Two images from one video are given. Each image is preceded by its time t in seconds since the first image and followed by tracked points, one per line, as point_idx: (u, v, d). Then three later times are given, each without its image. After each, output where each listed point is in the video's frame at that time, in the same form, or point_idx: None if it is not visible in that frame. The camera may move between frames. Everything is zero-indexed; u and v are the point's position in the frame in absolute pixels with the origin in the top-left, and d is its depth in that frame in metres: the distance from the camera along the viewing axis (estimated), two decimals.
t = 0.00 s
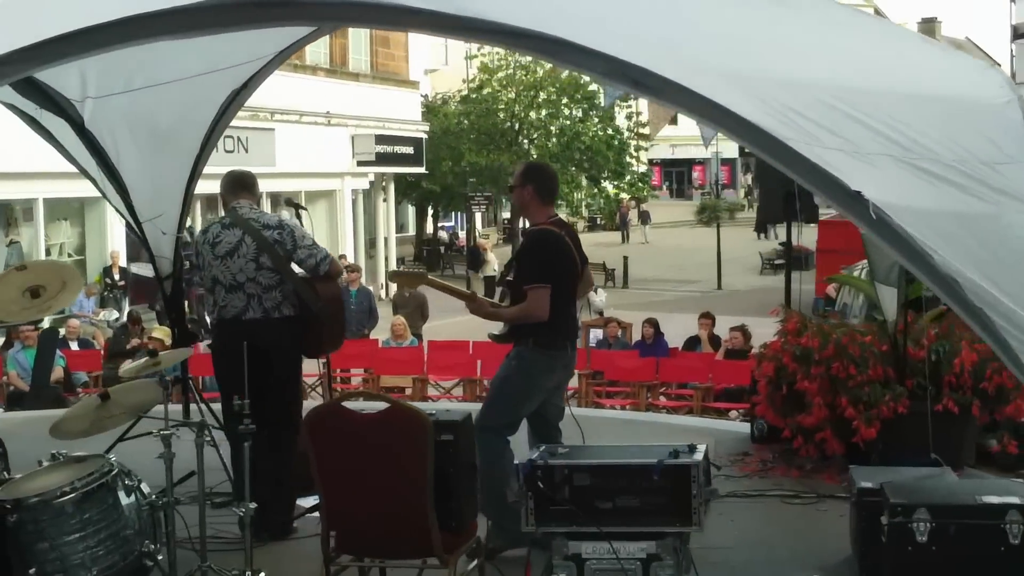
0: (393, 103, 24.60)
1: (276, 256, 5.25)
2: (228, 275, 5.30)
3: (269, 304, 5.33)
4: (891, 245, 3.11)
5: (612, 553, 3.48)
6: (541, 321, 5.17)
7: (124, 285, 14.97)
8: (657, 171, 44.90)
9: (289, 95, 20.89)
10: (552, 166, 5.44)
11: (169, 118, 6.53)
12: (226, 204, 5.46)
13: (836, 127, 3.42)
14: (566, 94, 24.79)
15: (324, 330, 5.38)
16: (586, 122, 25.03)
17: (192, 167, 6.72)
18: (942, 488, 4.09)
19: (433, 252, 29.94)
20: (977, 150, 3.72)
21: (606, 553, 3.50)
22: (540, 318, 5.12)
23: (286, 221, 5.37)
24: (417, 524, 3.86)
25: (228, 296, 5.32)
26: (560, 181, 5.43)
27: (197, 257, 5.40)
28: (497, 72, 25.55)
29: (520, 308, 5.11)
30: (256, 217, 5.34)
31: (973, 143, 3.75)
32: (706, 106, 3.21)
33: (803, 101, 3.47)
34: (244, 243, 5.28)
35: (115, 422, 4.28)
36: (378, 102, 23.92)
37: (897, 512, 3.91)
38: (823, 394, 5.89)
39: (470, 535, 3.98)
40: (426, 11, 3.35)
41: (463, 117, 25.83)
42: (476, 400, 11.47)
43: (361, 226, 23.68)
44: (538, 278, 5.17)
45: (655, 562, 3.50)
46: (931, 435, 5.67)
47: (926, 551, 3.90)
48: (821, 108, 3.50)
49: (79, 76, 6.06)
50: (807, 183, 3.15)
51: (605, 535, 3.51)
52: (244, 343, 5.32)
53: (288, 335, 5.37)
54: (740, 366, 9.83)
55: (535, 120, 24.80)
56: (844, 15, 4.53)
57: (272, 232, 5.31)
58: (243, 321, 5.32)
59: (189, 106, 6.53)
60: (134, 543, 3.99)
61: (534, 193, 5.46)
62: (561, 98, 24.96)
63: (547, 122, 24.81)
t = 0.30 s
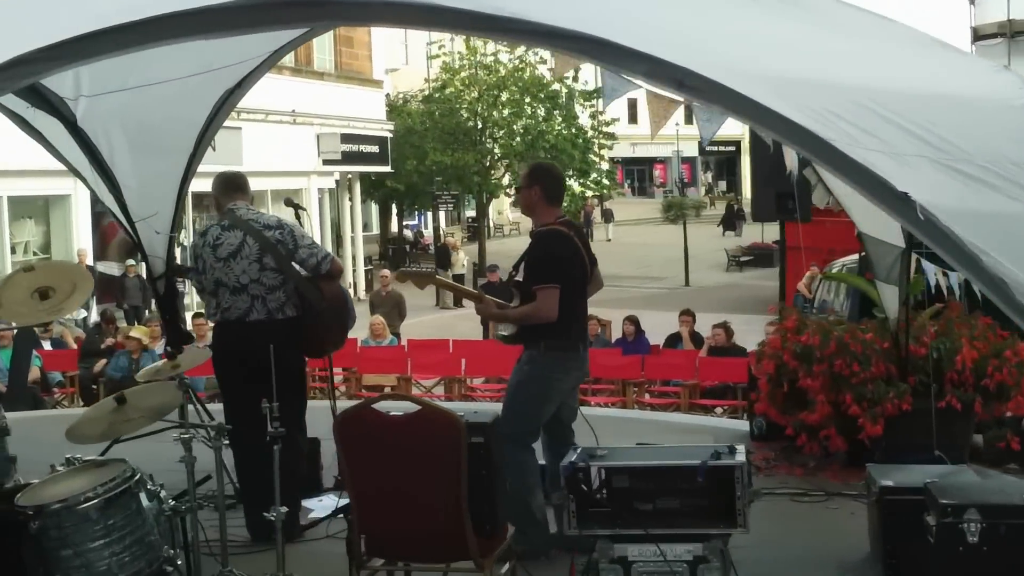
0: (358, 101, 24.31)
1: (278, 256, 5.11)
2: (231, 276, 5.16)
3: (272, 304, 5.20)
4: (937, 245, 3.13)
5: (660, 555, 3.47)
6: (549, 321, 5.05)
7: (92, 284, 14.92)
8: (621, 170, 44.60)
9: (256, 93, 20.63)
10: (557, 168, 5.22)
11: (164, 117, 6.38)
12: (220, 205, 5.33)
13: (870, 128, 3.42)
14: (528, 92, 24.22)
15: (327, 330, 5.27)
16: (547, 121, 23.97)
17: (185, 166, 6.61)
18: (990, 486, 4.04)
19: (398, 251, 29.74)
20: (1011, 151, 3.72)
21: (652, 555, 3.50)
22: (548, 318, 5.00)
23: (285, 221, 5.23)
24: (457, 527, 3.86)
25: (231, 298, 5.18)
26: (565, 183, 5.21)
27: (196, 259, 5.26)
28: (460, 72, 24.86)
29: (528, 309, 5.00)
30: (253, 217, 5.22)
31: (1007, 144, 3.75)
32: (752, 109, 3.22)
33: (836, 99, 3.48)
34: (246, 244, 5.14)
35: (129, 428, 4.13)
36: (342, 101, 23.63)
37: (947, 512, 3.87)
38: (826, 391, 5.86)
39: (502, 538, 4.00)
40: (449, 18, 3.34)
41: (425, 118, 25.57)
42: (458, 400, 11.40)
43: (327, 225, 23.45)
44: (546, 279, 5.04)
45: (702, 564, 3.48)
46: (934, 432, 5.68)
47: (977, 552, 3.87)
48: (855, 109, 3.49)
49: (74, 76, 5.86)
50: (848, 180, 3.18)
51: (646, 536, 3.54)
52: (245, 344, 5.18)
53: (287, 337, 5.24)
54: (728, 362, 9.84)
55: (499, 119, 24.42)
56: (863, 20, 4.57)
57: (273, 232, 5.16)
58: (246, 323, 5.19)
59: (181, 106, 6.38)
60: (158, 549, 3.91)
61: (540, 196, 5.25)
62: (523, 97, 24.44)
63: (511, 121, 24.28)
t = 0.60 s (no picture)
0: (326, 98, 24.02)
1: (298, 256, 4.97)
2: (249, 274, 4.98)
3: (288, 304, 5.07)
4: (1008, 235, 3.08)
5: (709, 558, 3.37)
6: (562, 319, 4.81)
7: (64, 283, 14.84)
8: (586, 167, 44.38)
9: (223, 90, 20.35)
10: (571, 159, 5.00)
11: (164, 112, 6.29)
12: (236, 201, 5.11)
13: (926, 114, 3.33)
14: (496, 89, 23.86)
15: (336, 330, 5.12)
16: (514, 119, 24.01)
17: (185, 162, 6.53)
18: None
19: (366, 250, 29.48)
20: None
21: (700, 558, 3.40)
22: (562, 317, 4.77)
23: (303, 222, 5.10)
24: (488, 532, 3.75)
25: (248, 296, 5.02)
26: (579, 175, 4.98)
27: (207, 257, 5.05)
28: (427, 68, 24.29)
29: (540, 306, 4.77)
30: (270, 215, 5.06)
31: None
32: (815, 98, 3.15)
33: (884, 85, 3.37)
34: (266, 243, 4.97)
35: (148, 429, 4.11)
36: (310, 98, 23.30)
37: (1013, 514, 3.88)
38: (839, 390, 6.05)
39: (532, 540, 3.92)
40: (460, 17, 3.34)
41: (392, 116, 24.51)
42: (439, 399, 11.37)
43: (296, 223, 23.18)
44: (558, 276, 4.81)
45: (753, 569, 3.38)
46: (951, 431, 5.97)
47: None
48: (901, 94, 3.39)
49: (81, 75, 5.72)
50: (915, 171, 3.13)
51: (697, 538, 3.46)
52: (258, 344, 5.04)
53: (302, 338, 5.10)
54: (716, 361, 9.78)
55: (466, 117, 23.85)
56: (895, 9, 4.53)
57: (292, 233, 5.02)
58: (259, 322, 5.05)
59: (182, 102, 6.31)
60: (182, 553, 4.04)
61: (552, 188, 5.00)
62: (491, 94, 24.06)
63: (478, 119, 23.88)
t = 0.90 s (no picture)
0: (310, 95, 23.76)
1: (322, 260, 4.87)
2: (274, 276, 4.87)
3: (309, 308, 4.95)
4: None
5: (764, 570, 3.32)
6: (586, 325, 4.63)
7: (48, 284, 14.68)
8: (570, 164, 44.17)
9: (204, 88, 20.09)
10: (590, 160, 4.80)
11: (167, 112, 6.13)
12: (260, 201, 5.04)
13: (981, 107, 3.31)
14: (477, 87, 22.61)
15: (353, 333, 5.03)
16: (497, 116, 23.02)
17: (187, 162, 6.39)
18: None
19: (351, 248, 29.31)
20: None
21: (754, 568, 3.35)
22: (585, 323, 4.57)
23: (326, 225, 5.03)
24: (526, 541, 3.64)
25: (271, 299, 4.90)
26: (597, 173, 4.77)
27: (227, 257, 4.94)
28: (407, 65, 23.32)
29: (564, 311, 4.55)
30: (296, 216, 4.96)
31: None
32: (872, 94, 3.11)
33: (944, 84, 3.32)
34: (292, 245, 4.88)
35: (171, 435, 3.96)
36: (292, 95, 22.90)
37: None
38: (856, 391, 5.96)
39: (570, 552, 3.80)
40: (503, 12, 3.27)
41: (372, 112, 23.86)
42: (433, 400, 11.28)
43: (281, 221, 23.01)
44: (583, 279, 4.59)
45: None
46: (969, 433, 5.98)
47: None
48: (956, 88, 3.36)
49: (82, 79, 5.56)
50: (983, 172, 3.14)
51: (751, 547, 3.41)
52: (275, 349, 4.91)
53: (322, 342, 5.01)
54: (717, 362, 9.59)
55: (445, 115, 22.98)
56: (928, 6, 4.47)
57: (318, 235, 4.94)
58: (283, 326, 4.91)
59: (186, 102, 6.14)
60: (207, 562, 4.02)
61: (572, 190, 4.78)
62: (473, 90, 22.85)
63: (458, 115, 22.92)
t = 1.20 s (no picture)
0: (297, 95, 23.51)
1: (341, 257, 4.80)
2: (291, 276, 4.81)
3: (331, 307, 4.87)
4: None
5: None
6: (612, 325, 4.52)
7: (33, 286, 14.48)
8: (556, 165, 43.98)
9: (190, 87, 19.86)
10: (611, 157, 4.67)
11: (175, 109, 5.94)
12: (281, 199, 4.98)
13: None
14: (466, 86, 22.72)
15: (381, 334, 4.97)
16: (485, 116, 23.12)
17: (196, 159, 6.24)
18: None
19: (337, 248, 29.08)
20: None
21: None
22: (613, 323, 4.47)
23: (347, 221, 4.94)
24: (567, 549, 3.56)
25: (289, 299, 4.83)
26: (619, 170, 4.65)
27: (246, 256, 4.88)
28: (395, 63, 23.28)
29: (588, 312, 4.46)
30: (315, 214, 4.89)
31: None
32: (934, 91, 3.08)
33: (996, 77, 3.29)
34: (308, 244, 4.80)
35: (197, 442, 3.89)
36: (281, 92, 22.64)
37: None
38: (878, 395, 5.88)
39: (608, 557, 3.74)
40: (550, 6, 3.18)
41: (360, 112, 23.59)
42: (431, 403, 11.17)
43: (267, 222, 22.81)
44: (608, 279, 4.47)
45: None
46: (990, 438, 5.93)
47: None
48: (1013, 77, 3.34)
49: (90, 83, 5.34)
50: None
51: (801, 554, 3.49)
52: (297, 350, 4.85)
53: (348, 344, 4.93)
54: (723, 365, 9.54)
55: (434, 113, 22.86)
56: None
57: (336, 232, 4.86)
58: (304, 326, 4.86)
59: (195, 99, 5.91)
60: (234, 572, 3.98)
61: (596, 189, 4.65)
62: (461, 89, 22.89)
63: (447, 114, 22.84)
